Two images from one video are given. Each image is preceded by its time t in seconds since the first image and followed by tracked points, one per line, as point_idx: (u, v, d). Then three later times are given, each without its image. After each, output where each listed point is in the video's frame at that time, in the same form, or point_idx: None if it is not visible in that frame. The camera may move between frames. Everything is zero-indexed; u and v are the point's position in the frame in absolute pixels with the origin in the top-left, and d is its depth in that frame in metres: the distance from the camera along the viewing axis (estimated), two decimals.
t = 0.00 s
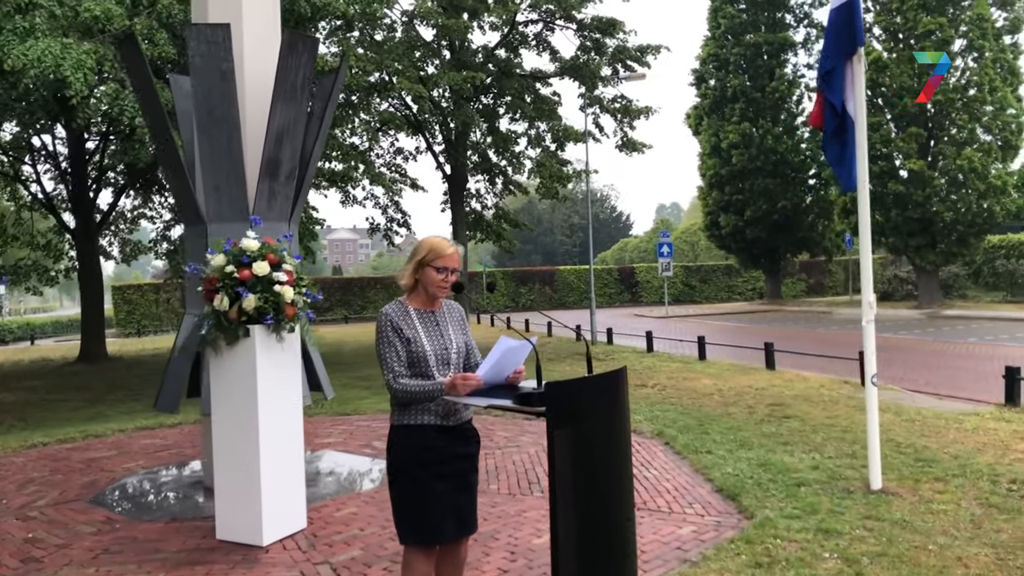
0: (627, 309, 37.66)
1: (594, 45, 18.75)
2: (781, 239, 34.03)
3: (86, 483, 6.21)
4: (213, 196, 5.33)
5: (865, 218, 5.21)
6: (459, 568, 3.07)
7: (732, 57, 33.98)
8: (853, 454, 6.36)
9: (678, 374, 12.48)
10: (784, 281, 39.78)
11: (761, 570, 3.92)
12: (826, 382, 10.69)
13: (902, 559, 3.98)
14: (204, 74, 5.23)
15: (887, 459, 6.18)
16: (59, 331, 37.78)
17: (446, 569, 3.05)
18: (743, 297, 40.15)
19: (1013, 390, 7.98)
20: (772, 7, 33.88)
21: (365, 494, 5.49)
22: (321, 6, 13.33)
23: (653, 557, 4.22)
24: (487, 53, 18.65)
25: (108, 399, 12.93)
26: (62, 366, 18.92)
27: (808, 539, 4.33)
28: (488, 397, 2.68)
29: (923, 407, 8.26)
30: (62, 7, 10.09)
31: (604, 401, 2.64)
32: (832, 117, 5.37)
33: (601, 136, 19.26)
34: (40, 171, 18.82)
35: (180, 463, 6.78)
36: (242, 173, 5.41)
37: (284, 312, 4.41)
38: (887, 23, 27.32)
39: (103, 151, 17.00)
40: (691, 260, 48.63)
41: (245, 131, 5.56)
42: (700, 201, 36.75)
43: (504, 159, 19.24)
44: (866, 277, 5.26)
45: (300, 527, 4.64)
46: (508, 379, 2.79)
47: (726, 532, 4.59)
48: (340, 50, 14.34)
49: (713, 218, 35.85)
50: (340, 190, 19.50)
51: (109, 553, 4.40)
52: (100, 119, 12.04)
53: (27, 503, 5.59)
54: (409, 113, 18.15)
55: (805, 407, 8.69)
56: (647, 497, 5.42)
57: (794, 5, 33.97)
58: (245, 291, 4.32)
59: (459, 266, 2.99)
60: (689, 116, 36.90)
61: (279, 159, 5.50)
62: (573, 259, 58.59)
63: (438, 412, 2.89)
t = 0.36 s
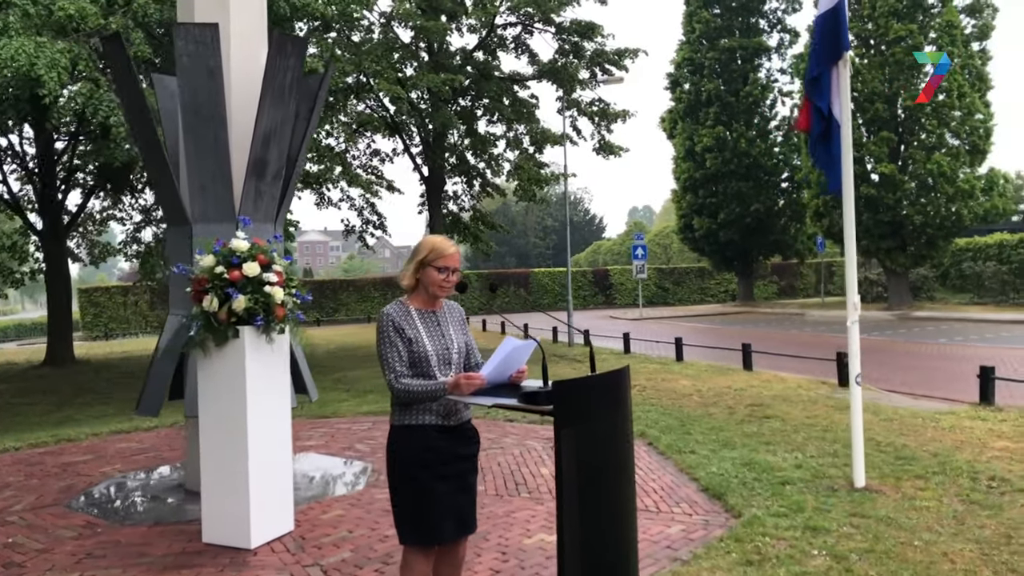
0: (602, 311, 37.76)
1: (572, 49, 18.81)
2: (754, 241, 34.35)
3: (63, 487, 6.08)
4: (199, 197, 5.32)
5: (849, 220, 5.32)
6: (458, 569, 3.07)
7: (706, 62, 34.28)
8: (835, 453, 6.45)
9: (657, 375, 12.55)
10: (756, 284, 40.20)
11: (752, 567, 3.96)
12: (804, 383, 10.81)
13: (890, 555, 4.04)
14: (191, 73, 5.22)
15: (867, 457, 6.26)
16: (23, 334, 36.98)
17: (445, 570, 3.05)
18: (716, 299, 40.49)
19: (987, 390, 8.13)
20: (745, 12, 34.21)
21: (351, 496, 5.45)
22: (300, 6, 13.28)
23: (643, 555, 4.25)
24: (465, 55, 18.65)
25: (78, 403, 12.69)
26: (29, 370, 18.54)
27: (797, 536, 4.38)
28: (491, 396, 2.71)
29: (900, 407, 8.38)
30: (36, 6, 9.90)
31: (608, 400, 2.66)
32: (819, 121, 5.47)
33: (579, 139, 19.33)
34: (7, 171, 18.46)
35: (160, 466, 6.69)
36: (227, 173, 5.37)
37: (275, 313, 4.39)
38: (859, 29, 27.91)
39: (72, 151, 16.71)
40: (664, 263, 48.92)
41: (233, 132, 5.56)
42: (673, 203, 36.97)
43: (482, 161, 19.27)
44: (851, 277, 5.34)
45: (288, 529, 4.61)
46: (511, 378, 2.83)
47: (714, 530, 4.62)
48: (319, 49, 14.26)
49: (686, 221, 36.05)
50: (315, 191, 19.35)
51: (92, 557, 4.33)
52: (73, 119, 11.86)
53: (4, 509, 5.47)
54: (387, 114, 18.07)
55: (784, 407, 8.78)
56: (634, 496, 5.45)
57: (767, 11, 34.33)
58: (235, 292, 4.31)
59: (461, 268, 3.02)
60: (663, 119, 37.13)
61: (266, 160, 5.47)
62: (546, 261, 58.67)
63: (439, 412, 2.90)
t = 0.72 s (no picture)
0: (578, 313, 37.81)
1: (551, 51, 18.86)
2: (728, 244, 34.61)
3: (43, 491, 5.98)
4: (184, 196, 5.29)
5: (835, 221, 5.42)
6: (457, 568, 3.07)
7: (681, 65, 34.52)
8: (817, 452, 6.53)
9: (637, 376, 12.62)
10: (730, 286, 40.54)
11: (743, 565, 4.00)
12: (782, 383, 10.94)
13: (877, 550, 4.11)
14: (178, 72, 5.17)
15: (849, 456, 6.35)
16: None
17: (444, 570, 3.06)
18: (691, 301, 40.76)
19: (962, 389, 8.29)
20: (720, 16, 34.48)
21: (339, 498, 5.42)
22: (279, 6, 13.19)
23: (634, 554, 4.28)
24: (444, 57, 18.64)
25: (49, 407, 12.45)
26: None
27: (785, 533, 4.44)
28: (494, 395, 2.73)
29: (878, 406, 8.52)
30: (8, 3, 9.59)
31: (612, 399, 2.69)
32: (805, 125, 5.56)
33: (558, 141, 19.41)
34: None
35: (141, 470, 6.60)
36: (213, 174, 5.34)
37: (265, 314, 4.36)
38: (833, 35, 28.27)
39: (41, 151, 16.40)
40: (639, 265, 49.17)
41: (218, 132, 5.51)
42: (649, 206, 37.15)
43: (461, 163, 19.26)
44: (835, 278, 5.43)
45: (278, 533, 4.58)
46: (512, 377, 2.85)
47: (704, 529, 4.67)
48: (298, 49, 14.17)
49: (662, 223, 36.24)
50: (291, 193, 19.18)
51: (79, 562, 4.26)
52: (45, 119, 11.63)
53: None
54: (365, 116, 18.00)
55: (765, 407, 8.88)
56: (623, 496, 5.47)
57: (741, 15, 34.68)
58: (226, 293, 4.28)
59: (460, 268, 3.03)
60: (639, 122, 37.31)
61: (252, 161, 5.44)
62: (522, 263, 58.69)
63: (440, 412, 2.91)
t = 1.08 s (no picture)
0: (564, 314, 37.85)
1: (537, 52, 18.87)
2: (713, 245, 34.76)
3: (36, 495, 5.91)
4: (176, 196, 5.25)
5: (825, 221, 5.44)
6: (462, 568, 3.08)
7: (665, 67, 34.68)
8: (809, 451, 6.58)
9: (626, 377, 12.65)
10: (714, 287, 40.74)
11: (742, 563, 4.03)
12: (771, 383, 11.00)
13: (873, 548, 4.15)
14: (170, 71, 5.12)
15: (841, 455, 6.40)
16: None
17: (450, 569, 3.06)
18: (675, 302, 40.92)
19: (949, 389, 8.36)
20: (704, 19, 34.63)
21: (336, 500, 5.41)
22: (266, 5, 13.13)
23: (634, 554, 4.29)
24: (430, 57, 18.61)
25: (33, 410, 12.30)
26: None
27: (782, 532, 4.47)
28: (500, 394, 2.73)
29: (867, 406, 8.58)
30: None
31: (617, 397, 2.68)
32: (796, 125, 5.59)
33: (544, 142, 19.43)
34: None
35: (133, 472, 6.55)
36: (206, 174, 5.29)
37: (262, 315, 4.34)
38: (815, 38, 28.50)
39: (23, 151, 16.21)
40: (624, 267, 49.32)
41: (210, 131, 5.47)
42: (634, 208, 37.26)
43: (448, 163, 19.25)
44: (827, 278, 5.47)
45: (275, 535, 4.55)
46: (517, 377, 2.85)
47: (701, 528, 4.69)
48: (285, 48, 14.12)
49: (646, 225, 36.31)
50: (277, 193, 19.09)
51: (76, 565, 4.22)
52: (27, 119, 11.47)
53: None
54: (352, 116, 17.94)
55: (755, 408, 8.93)
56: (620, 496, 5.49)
57: (724, 18, 34.86)
58: (222, 294, 4.25)
59: (463, 267, 3.03)
60: (623, 124, 37.44)
61: (246, 160, 5.39)
62: (507, 265, 58.69)
63: (445, 412, 2.91)
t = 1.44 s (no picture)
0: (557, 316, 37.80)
1: (531, 53, 18.86)
2: (705, 247, 34.80)
3: (35, 498, 5.86)
4: (176, 195, 5.20)
5: (827, 221, 5.45)
6: (474, 568, 3.06)
7: (658, 69, 34.75)
8: (809, 452, 6.59)
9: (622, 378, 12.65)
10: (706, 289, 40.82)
11: (750, 563, 4.03)
12: (768, 384, 11.04)
13: (879, 547, 4.16)
14: (171, 69, 5.08)
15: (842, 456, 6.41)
16: None
17: (462, 570, 3.05)
18: (668, 304, 40.94)
19: (946, 390, 8.40)
20: (696, 21, 34.68)
21: (339, 501, 5.39)
22: (260, 3, 13.07)
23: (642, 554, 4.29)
24: (424, 58, 18.57)
25: (25, 413, 12.19)
26: None
27: (788, 532, 4.47)
28: (514, 393, 2.72)
29: (865, 407, 8.61)
30: None
31: (634, 397, 2.67)
32: (797, 125, 5.60)
33: (538, 144, 19.44)
34: None
35: (132, 475, 6.50)
36: (207, 173, 5.27)
37: (266, 315, 4.31)
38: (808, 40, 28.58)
39: (13, 153, 16.06)
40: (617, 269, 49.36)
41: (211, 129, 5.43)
42: (626, 210, 37.29)
43: (443, 165, 19.23)
44: (829, 278, 5.48)
45: (280, 537, 4.53)
46: (530, 375, 2.84)
47: (706, 528, 4.69)
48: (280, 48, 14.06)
49: (639, 227, 36.30)
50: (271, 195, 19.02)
51: (79, 568, 4.19)
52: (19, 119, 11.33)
53: None
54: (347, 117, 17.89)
55: (753, 408, 8.95)
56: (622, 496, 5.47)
57: (717, 20, 34.93)
58: (226, 293, 4.23)
59: (474, 266, 3.02)
60: (616, 126, 37.49)
61: (246, 159, 5.36)
62: (499, 267, 58.64)
63: (457, 411, 2.89)
